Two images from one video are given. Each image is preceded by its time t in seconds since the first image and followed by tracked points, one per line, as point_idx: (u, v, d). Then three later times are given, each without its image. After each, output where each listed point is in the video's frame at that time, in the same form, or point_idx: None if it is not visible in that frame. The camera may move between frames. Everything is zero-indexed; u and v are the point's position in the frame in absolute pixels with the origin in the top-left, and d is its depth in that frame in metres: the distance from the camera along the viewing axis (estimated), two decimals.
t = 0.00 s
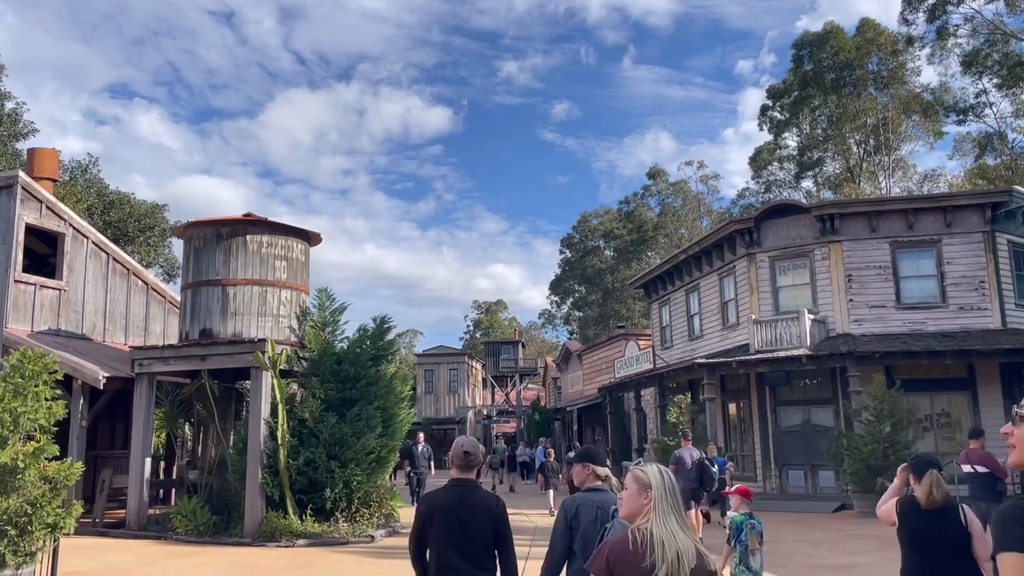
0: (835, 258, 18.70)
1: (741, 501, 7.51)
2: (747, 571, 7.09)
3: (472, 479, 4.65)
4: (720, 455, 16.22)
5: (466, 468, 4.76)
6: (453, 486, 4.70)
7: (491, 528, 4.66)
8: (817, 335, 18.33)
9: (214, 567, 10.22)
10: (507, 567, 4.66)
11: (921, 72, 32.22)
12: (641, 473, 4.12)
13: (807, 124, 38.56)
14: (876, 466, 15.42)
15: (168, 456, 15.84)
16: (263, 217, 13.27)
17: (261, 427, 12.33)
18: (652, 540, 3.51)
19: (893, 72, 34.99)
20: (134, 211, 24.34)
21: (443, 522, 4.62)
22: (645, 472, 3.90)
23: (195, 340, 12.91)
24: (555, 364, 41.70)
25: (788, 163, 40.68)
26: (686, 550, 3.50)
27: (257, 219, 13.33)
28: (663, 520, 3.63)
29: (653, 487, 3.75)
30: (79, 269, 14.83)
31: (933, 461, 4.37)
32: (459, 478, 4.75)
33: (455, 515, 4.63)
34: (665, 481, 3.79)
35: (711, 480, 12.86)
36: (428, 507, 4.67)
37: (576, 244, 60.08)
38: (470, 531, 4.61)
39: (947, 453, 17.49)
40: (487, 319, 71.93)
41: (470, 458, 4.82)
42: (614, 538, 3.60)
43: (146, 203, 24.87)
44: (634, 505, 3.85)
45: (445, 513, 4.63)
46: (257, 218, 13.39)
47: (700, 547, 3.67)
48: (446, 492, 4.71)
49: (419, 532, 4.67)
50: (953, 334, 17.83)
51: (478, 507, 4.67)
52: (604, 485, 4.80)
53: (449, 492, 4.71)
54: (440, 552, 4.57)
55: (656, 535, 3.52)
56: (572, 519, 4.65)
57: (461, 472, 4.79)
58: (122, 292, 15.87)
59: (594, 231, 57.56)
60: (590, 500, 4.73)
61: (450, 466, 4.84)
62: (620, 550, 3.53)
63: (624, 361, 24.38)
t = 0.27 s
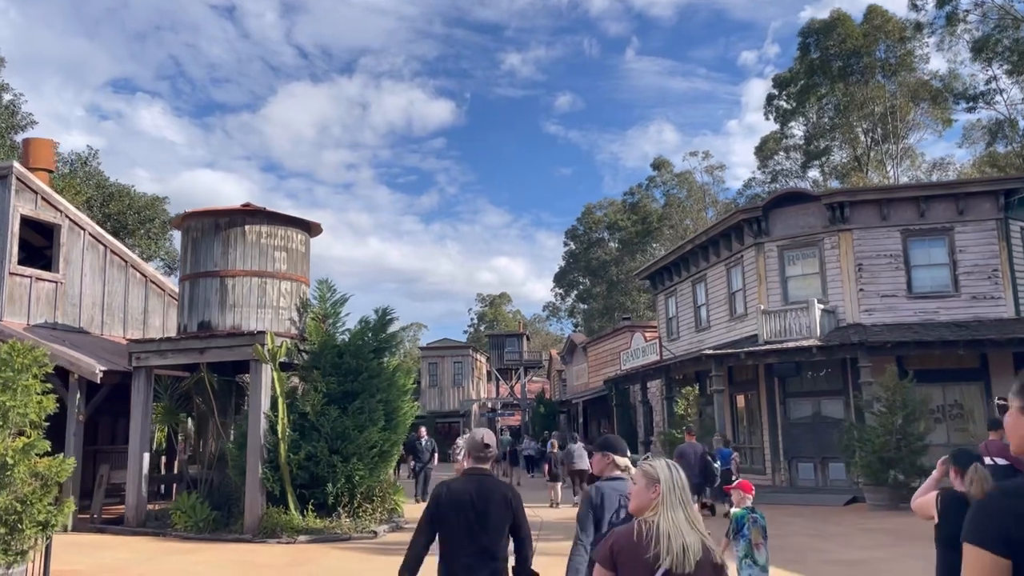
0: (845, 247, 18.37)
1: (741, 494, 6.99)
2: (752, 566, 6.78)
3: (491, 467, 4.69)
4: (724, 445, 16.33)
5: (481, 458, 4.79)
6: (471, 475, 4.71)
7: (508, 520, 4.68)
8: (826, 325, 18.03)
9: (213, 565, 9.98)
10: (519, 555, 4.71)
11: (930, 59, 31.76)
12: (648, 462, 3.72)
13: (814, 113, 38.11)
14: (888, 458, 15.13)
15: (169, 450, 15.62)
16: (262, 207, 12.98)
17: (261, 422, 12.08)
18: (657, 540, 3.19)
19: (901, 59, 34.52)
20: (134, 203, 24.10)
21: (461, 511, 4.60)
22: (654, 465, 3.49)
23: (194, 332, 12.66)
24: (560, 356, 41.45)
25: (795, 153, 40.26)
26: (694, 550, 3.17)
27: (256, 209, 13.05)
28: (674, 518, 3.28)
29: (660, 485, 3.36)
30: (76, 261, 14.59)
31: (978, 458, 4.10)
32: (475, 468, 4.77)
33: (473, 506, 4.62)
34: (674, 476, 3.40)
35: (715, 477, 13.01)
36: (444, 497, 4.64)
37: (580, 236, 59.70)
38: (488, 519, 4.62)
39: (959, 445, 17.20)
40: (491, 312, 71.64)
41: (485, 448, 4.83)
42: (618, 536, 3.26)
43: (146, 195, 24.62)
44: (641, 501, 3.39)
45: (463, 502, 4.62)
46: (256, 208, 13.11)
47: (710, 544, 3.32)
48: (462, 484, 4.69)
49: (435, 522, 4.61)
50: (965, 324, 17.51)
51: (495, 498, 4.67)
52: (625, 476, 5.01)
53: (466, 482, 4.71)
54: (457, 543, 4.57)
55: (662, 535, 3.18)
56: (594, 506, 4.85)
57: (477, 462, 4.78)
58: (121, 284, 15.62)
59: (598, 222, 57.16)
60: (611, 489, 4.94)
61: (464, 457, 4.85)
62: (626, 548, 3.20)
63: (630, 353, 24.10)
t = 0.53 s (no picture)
0: (854, 235, 18.06)
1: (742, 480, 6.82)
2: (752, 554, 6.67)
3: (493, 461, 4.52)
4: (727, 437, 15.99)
5: (483, 452, 4.61)
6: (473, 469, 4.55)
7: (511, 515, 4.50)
8: (835, 315, 17.73)
9: (209, 559, 9.73)
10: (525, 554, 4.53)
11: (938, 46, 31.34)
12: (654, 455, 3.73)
13: (819, 102, 37.70)
14: (899, 449, 14.85)
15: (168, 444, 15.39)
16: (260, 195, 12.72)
17: (260, 414, 11.85)
18: (666, 527, 3.18)
19: (908, 46, 34.09)
20: (133, 195, 23.87)
21: (463, 507, 4.46)
22: (663, 456, 3.50)
23: (191, 323, 12.42)
24: (564, 348, 41.20)
25: (800, 142, 39.87)
26: (701, 540, 3.17)
27: (253, 197, 12.79)
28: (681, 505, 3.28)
29: (670, 475, 3.38)
30: (72, 251, 14.35)
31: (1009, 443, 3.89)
32: (476, 461, 4.61)
33: (475, 500, 4.48)
34: (683, 467, 3.42)
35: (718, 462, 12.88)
36: (446, 493, 4.50)
37: (583, 229, 59.33)
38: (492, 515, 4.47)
39: (970, 435, 16.92)
40: (495, 306, 71.32)
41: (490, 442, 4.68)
42: (627, 523, 3.25)
43: (145, 186, 24.40)
44: (650, 490, 3.42)
45: (465, 497, 4.47)
46: (254, 196, 12.85)
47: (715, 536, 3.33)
48: (465, 478, 4.54)
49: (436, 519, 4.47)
50: (977, 312, 17.21)
51: (498, 493, 4.50)
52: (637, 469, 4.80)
53: (468, 477, 4.55)
54: (459, 537, 4.43)
55: (670, 523, 3.18)
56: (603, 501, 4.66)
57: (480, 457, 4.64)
58: (118, 275, 15.38)
59: (602, 215, 56.79)
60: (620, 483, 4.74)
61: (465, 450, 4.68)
62: (633, 533, 3.20)
63: (635, 344, 23.82)
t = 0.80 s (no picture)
0: (862, 226, 17.74)
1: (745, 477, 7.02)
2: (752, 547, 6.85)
3: (492, 445, 4.65)
4: (728, 430, 15.83)
5: (484, 436, 4.75)
6: (472, 454, 4.69)
7: (511, 501, 4.63)
8: (843, 307, 17.43)
9: (204, 558, 9.48)
10: (528, 538, 4.63)
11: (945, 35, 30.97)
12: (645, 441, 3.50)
13: (826, 93, 37.35)
14: (910, 442, 14.57)
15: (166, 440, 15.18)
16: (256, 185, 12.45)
17: (257, 409, 11.61)
18: (664, 520, 2.99)
19: (915, 36, 33.70)
20: (131, 187, 23.66)
21: (466, 490, 4.61)
22: (655, 445, 3.26)
23: (186, 316, 12.16)
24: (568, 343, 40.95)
25: (806, 134, 39.51)
26: (700, 532, 2.99)
27: (249, 186, 12.50)
28: (676, 499, 3.06)
29: (663, 463, 3.15)
30: (66, 243, 14.11)
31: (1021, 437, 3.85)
32: (478, 445, 4.76)
33: (476, 485, 4.63)
34: (677, 454, 3.20)
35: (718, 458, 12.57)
36: (450, 478, 4.67)
37: (587, 222, 59.02)
38: (492, 498, 4.60)
39: (982, 429, 16.63)
40: (498, 300, 71.13)
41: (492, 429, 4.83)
42: (623, 517, 3.05)
43: (144, 179, 24.18)
44: (641, 484, 3.19)
45: (468, 481, 4.63)
46: (250, 186, 12.57)
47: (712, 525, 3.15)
48: (468, 462, 4.70)
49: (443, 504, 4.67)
50: (988, 304, 16.90)
51: (498, 478, 4.64)
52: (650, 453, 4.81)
53: (470, 461, 4.70)
54: (464, 521, 4.58)
55: (668, 515, 2.99)
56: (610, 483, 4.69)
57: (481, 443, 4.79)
58: (115, 267, 15.14)
59: (606, 208, 56.44)
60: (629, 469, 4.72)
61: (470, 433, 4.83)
62: (631, 528, 3.00)
63: (640, 337, 23.55)
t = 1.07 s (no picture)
0: (872, 218, 17.44)
1: (747, 466, 6.83)
2: (754, 538, 6.72)
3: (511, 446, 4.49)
4: (732, 426, 15.59)
5: (501, 436, 4.59)
6: (489, 454, 4.55)
7: (528, 503, 4.46)
8: (853, 301, 17.15)
9: (201, 556, 9.24)
10: (547, 540, 4.49)
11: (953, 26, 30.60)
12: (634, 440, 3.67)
13: (832, 86, 37.00)
14: (922, 438, 14.28)
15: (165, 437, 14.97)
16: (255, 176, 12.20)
17: (256, 404, 11.38)
18: (650, 518, 3.17)
19: (923, 28, 33.35)
20: (131, 181, 23.45)
21: (483, 490, 4.47)
22: (643, 444, 3.46)
23: (184, 309, 11.94)
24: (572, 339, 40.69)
25: (812, 128, 39.16)
26: (685, 527, 3.16)
27: (248, 177, 12.26)
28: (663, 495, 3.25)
29: (651, 462, 3.33)
30: (63, 236, 13.88)
31: None
32: (496, 445, 4.60)
33: (492, 486, 4.48)
34: (665, 453, 3.37)
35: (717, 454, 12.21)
36: (468, 478, 4.54)
37: (591, 218, 58.70)
38: (509, 499, 4.45)
39: (995, 424, 16.34)
40: (502, 296, 70.84)
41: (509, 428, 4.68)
42: (612, 515, 3.25)
43: (144, 173, 23.96)
44: (631, 480, 3.38)
45: (485, 481, 4.49)
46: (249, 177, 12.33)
47: (698, 520, 3.32)
48: (485, 462, 4.55)
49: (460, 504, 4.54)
50: (1001, 297, 16.61)
51: (513, 479, 4.48)
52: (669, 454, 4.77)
53: (487, 460, 4.55)
54: (480, 521, 4.45)
55: (655, 512, 3.17)
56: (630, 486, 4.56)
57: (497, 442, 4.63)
58: (113, 261, 14.91)
59: (610, 204, 56.13)
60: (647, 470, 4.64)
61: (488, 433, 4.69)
62: (619, 524, 3.20)
63: (646, 332, 23.28)
